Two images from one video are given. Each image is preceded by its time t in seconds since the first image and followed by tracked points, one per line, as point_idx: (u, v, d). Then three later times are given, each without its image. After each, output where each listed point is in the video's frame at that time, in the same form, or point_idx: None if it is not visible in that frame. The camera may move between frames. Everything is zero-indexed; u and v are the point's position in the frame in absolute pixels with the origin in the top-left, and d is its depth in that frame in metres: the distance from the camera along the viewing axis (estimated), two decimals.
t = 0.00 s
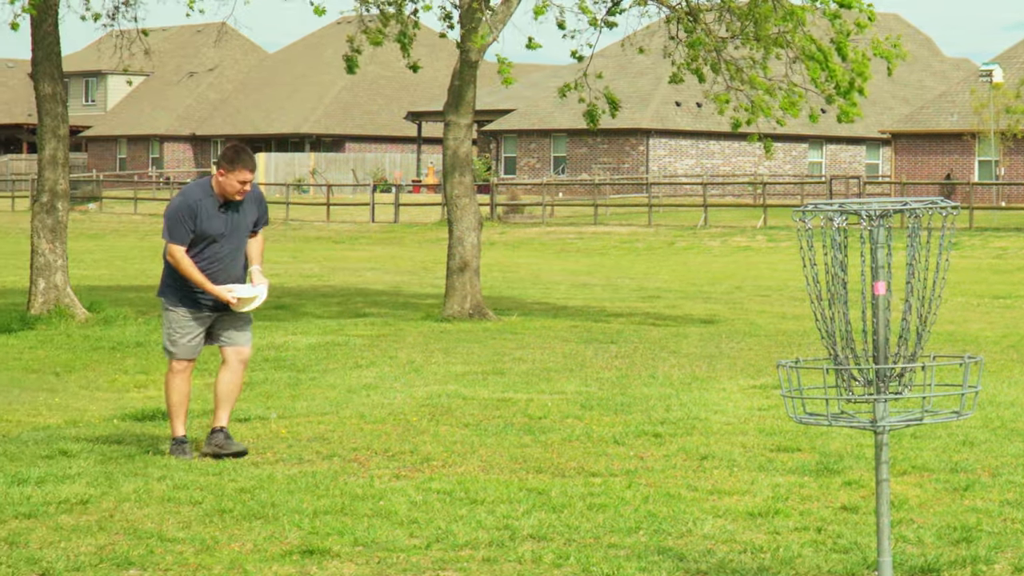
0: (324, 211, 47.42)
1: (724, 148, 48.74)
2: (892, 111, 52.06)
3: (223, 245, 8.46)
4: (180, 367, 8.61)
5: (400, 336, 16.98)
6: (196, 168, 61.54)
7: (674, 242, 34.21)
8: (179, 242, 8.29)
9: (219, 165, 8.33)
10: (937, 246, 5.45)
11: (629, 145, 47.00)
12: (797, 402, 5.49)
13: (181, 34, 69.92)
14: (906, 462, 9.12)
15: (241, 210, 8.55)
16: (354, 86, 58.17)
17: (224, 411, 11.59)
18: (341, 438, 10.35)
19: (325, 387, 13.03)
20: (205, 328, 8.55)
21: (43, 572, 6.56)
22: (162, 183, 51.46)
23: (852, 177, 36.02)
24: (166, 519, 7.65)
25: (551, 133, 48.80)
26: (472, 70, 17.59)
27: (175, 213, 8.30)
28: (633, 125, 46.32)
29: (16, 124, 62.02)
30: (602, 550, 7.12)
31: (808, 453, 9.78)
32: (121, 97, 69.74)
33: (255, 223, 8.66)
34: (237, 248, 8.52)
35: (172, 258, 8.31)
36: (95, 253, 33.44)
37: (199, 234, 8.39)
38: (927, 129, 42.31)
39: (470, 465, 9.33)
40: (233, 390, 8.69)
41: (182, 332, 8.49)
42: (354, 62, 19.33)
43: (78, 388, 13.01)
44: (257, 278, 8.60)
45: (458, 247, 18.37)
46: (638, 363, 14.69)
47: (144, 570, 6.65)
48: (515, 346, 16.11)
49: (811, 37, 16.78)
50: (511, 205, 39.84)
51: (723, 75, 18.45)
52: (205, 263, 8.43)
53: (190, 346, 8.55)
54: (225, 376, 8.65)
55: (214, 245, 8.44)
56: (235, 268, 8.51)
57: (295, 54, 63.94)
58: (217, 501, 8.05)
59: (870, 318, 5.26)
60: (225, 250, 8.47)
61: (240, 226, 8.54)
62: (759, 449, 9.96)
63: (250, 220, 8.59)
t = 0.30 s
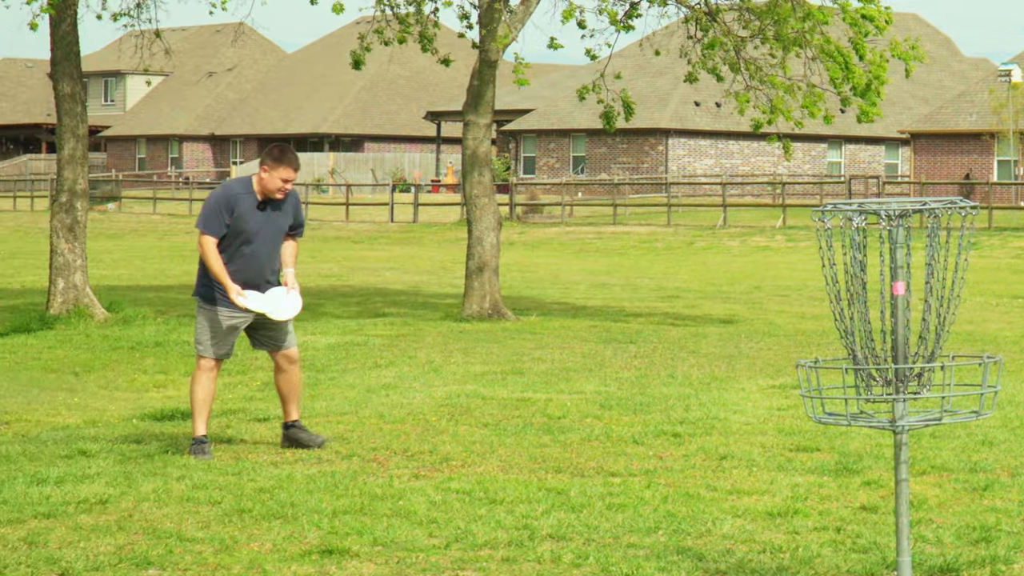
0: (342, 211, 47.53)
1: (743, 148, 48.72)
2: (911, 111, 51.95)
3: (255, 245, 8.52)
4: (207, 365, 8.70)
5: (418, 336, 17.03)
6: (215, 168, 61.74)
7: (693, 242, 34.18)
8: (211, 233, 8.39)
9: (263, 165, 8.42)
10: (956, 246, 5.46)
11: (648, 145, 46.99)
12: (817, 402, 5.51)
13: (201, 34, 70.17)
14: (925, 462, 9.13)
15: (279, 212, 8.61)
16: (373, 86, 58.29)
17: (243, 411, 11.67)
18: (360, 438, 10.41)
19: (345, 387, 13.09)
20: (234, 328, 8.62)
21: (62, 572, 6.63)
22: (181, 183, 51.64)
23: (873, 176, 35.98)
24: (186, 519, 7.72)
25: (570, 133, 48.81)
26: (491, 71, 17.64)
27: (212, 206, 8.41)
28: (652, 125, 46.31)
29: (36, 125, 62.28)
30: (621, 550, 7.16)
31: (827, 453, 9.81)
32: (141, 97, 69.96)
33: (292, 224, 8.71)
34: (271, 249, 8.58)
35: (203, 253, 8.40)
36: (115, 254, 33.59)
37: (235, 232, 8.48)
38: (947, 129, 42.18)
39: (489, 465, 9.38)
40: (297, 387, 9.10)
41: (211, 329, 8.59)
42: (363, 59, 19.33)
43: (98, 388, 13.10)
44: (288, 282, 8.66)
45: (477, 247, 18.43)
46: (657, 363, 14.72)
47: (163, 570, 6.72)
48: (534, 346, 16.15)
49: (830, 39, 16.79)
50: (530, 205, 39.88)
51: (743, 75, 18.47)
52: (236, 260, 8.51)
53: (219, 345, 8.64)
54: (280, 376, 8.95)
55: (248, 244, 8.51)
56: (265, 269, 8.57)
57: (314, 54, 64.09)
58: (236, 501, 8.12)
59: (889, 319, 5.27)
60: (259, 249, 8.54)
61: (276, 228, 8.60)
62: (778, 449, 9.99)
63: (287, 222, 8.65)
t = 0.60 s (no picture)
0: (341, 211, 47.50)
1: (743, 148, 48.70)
2: (911, 111, 51.91)
3: (306, 246, 8.56)
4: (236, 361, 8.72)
5: (418, 336, 17.02)
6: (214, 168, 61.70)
7: (693, 242, 34.13)
8: (267, 227, 8.40)
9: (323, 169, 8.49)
10: (955, 246, 5.46)
11: (648, 144, 46.97)
12: (817, 401, 5.50)
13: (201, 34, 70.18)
14: (925, 462, 9.13)
15: (330, 218, 8.68)
16: (373, 85, 58.28)
17: (243, 411, 11.66)
18: (359, 438, 10.40)
19: (345, 387, 13.08)
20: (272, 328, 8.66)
21: (62, 572, 6.63)
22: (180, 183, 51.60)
23: (872, 177, 35.98)
24: (186, 519, 7.72)
25: (570, 133, 48.77)
26: (491, 70, 17.63)
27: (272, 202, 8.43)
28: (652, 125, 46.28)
29: (36, 124, 62.26)
30: (621, 550, 7.16)
31: (827, 453, 9.80)
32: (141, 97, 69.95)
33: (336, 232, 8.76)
34: (319, 252, 8.63)
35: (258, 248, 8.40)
36: (114, 254, 33.53)
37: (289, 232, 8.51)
38: (947, 129, 42.17)
39: (490, 465, 9.38)
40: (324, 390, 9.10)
41: (251, 326, 8.62)
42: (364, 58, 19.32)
43: (97, 389, 13.09)
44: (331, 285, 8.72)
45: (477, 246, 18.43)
46: (657, 363, 14.69)
47: (163, 570, 6.71)
48: (534, 346, 16.14)
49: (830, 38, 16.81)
50: (530, 205, 39.85)
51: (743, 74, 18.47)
52: (283, 258, 8.53)
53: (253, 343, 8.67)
54: (310, 375, 8.93)
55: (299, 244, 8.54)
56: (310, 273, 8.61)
57: (314, 54, 64.06)
58: (236, 501, 8.11)
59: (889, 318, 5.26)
60: (309, 251, 8.58)
61: (325, 233, 8.66)
62: (778, 449, 9.98)
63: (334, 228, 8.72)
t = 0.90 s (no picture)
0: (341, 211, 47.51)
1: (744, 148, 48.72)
2: (911, 111, 51.94)
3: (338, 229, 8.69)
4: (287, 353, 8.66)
5: (417, 336, 17.02)
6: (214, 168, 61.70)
7: (693, 242, 34.15)
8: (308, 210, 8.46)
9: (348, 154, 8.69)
10: (955, 246, 5.46)
11: (648, 144, 46.99)
12: (817, 401, 5.50)
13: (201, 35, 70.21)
14: (925, 462, 9.13)
15: (350, 204, 8.88)
16: (373, 86, 58.29)
17: (243, 411, 11.66)
18: (359, 438, 10.40)
19: (345, 387, 13.08)
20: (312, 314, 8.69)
21: (62, 572, 6.62)
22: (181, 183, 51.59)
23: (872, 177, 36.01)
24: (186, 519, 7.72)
25: (570, 133, 48.76)
26: (490, 70, 17.63)
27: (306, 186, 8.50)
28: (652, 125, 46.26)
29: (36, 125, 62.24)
30: (621, 550, 7.17)
31: (827, 453, 9.80)
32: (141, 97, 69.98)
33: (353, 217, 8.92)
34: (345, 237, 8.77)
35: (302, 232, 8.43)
36: (114, 254, 33.55)
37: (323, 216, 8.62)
38: (946, 128, 42.17)
39: (490, 465, 9.38)
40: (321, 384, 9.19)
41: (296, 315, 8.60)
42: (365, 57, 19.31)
43: (98, 388, 13.10)
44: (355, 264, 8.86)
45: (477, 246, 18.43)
46: (657, 363, 14.70)
47: (162, 570, 6.71)
48: (534, 346, 16.15)
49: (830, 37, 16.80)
50: (531, 205, 39.86)
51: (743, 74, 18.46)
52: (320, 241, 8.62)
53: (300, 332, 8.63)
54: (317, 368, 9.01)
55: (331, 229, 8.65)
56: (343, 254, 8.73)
57: (314, 54, 64.09)
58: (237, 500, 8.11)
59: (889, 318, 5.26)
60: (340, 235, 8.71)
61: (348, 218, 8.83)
62: (778, 449, 9.98)
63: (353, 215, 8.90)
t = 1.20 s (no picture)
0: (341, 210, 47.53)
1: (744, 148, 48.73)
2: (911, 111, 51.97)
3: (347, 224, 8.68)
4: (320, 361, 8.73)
5: (417, 336, 17.02)
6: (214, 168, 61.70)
7: (693, 242, 34.17)
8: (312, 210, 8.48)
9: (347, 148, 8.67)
10: (955, 245, 5.46)
11: (648, 144, 46.99)
12: (816, 401, 5.49)
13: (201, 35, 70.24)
14: (925, 462, 9.13)
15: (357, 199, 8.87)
16: (373, 86, 58.30)
17: (244, 411, 11.67)
18: (359, 438, 10.40)
19: (344, 387, 13.08)
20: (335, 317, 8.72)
21: (63, 571, 6.62)
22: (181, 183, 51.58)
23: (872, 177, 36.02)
24: (186, 519, 7.72)
25: (570, 133, 48.76)
26: (489, 69, 17.63)
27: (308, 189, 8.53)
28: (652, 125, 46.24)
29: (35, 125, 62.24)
30: (621, 550, 7.17)
31: (827, 453, 9.80)
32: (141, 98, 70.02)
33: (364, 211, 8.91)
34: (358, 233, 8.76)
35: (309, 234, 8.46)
36: (114, 254, 33.56)
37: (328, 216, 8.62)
38: (946, 128, 42.18)
39: (489, 465, 9.38)
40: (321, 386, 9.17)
41: (321, 322, 8.65)
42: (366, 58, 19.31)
43: (98, 389, 13.10)
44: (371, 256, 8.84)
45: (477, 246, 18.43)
46: (657, 363, 14.70)
47: (162, 571, 6.71)
48: (534, 346, 16.15)
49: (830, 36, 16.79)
50: (530, 205, 39.89)
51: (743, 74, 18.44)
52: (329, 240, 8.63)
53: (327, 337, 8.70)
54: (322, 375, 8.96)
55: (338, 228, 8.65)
56: (356, 248, 8.75)
57: (314, 55, 64.10)
58: (236, 501, 8.11)
59: (889, 318, 5.25)
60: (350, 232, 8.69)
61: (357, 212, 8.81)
62: (778, 449, 9.98)
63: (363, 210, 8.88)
